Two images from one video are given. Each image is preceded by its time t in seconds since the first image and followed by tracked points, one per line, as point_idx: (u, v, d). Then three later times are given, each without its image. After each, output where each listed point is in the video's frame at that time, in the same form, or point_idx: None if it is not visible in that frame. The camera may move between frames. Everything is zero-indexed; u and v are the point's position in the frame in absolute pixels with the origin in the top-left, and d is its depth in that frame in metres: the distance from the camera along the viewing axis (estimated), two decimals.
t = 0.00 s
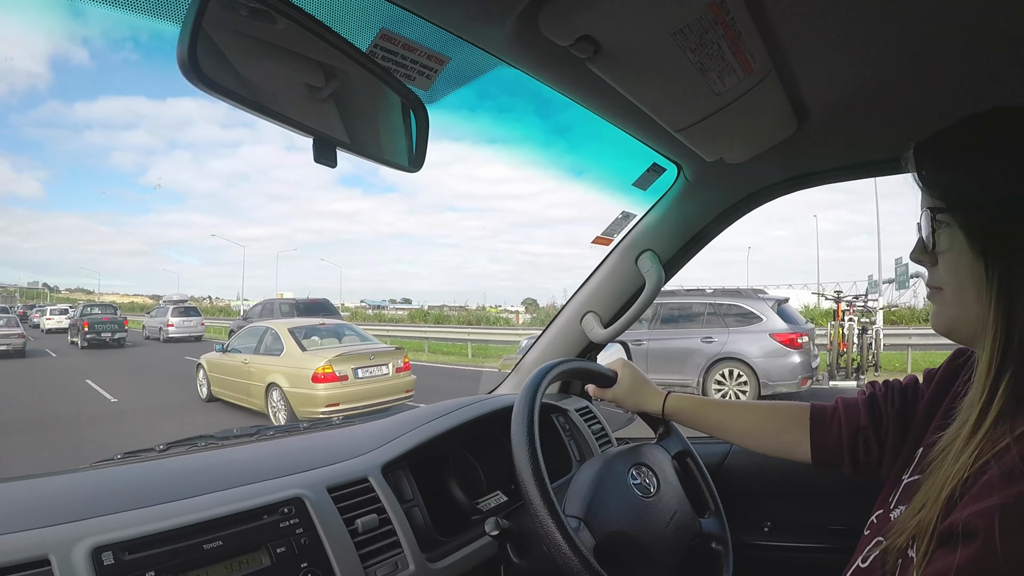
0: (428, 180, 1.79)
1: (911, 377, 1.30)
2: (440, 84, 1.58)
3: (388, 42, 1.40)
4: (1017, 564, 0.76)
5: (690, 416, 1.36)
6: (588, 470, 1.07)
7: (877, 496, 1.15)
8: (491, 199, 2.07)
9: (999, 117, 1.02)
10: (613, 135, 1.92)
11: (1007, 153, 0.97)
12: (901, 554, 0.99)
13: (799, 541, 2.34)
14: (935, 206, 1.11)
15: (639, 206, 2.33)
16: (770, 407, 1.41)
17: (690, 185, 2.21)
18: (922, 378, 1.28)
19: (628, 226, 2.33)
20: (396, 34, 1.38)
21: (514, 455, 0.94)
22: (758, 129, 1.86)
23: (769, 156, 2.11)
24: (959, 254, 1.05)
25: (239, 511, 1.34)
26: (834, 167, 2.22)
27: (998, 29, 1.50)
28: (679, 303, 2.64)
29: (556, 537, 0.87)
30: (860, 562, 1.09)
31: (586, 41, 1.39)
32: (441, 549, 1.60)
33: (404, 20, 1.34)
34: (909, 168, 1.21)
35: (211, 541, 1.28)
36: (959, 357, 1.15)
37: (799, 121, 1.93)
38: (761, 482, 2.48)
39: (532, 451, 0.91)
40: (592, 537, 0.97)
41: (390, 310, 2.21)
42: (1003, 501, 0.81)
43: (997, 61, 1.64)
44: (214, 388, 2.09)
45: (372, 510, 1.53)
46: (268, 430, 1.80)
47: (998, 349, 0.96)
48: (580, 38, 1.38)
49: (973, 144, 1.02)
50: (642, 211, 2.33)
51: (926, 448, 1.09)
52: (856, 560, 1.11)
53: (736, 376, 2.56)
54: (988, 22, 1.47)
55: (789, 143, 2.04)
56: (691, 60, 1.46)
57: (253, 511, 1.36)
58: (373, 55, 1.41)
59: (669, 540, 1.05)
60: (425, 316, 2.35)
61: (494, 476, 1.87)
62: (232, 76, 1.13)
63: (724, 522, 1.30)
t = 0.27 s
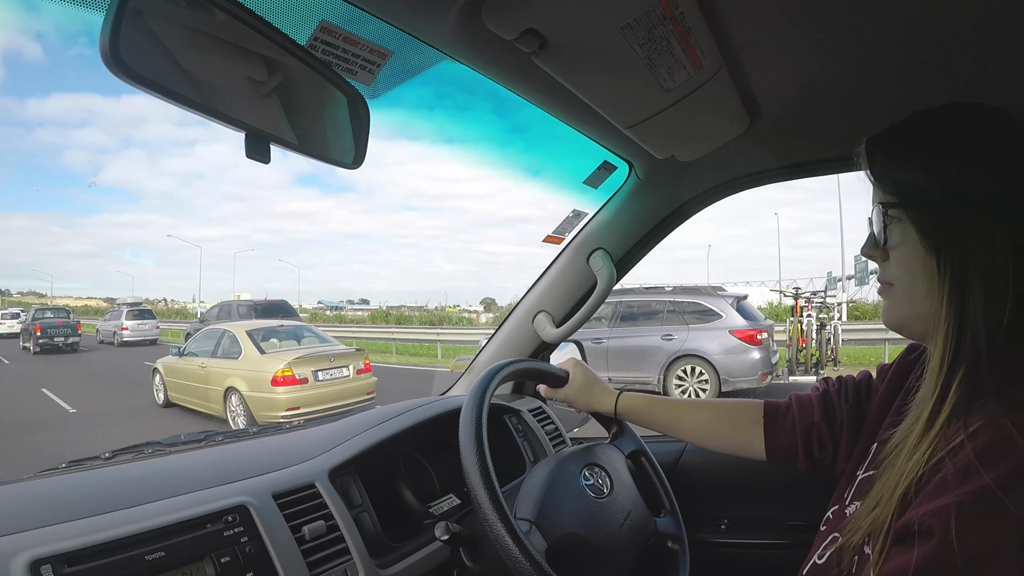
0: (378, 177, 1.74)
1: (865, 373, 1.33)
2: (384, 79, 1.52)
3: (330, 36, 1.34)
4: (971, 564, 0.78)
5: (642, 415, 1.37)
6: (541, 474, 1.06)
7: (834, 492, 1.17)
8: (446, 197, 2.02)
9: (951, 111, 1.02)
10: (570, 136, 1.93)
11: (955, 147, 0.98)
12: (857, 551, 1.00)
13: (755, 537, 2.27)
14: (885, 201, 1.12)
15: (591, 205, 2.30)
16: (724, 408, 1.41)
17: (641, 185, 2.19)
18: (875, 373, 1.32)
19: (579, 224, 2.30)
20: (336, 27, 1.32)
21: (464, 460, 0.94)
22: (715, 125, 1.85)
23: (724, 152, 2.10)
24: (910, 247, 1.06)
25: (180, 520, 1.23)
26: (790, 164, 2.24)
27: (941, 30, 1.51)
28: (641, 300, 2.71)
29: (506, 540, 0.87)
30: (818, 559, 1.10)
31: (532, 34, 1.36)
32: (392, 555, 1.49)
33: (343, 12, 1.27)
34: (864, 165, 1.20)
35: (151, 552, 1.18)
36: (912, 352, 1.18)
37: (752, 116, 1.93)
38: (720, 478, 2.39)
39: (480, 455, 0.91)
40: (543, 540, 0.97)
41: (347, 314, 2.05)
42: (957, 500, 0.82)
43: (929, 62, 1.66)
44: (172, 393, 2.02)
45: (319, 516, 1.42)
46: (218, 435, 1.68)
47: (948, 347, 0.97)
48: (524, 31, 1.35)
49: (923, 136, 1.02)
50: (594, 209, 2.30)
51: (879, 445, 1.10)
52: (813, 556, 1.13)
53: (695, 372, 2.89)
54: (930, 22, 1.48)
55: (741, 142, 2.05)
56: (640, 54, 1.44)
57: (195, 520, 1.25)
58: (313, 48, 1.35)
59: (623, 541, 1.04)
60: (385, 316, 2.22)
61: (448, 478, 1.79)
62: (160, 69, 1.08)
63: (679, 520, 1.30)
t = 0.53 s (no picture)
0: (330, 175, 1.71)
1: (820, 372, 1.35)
2: (330, 73, 1.46)
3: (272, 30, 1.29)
4: (928, 560, 0.78)
5: (600, 416, 1.38)
6: (495, 476, 1.05)
7: (791, 488, 1.18)
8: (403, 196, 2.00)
9: (903, 107, 1.02)
10: (526, 137, 1.93)
11: (906, 143, 0.99)
12: (814, 548, 1.01)
13: (713, 536, 2.27)
14: (839, 197, 1.12)
15: (544, 203, 2.30)
16: (681, 407, 1.41)
17: (594, 183, 2.20)
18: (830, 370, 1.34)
19: (532, 223, 2.30)
20: (279, 20, 1.27)
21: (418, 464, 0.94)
22: (668, 122, 1.86)
23: (680, 149, 2.11)
24: (862, 242, 1.07)
25: (128, 531, 1.19)
26: (748, 163, 2.25)
27: (887, 28, 1.53)
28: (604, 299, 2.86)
29: (458, 545, 0.88)
30: (777, 556, 1.11)
31: (479, 29, 1.34)
32: (345, 561, 1.44)
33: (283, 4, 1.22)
34: (818, 161, 1.20)
35: (96, 564, 1.13)
36: (866, 348, 1.19)
37: (710, 114, 1.93)
38: (679, 477, 2.39)
39: (431, 457, 0.93)
40: (496, 546, 0.96)
41: (309, 316, 2.00)
42: (912, 496, 0.82)
43: (891, 62, 1.68)
44: (130, 400, 1.81)
45: (270, 523, 1.37)
46: (169, 441, 1.61)
47: (900, 344, 0.98)
48: (473, 27, 1.33)
49: (875, 131, 1.03)
50: (546, 208, 2.30)
51: (836, 442, 1.10)
52: (772, 553, 1.14)
53: (655, 371, 3.01)
54: (876, 20, 1.50)
55: (696, 140, 2.07)
56: (591, 50, 1.43)
57: (143, 530, 1.20)
58: (255, 43, 1.29)
59: (579, 542, 1.05)
60: (348, 319, 2.11)
61: (402, 481, 1.74)
62: (89, 62, 1.05)
63: (638, 519, 1.30)
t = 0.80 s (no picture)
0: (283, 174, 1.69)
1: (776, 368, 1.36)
2: (277, 69, 1.40)
3: (217, 23, 1.22)
4: (884, 553, 0.77)
5: (560, 415, 1.38)
6: (450, 479, 1.06)
7: (751, 485, 1.19)
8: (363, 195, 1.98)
9: (859, 103, 1.03)
10: (483, 137, 1.94)
11: (860, 138, 0.99)
12: (772, 545, 1.02)
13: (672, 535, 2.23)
14: (794, 191, 1.13)
15: (500, 202, 2.30)
16: (637, 404, 1.43)
17: (549, 181, 2.21)
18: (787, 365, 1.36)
19: (486, 222, 2.31)
20: (224, 12, 1.21)
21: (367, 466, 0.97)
22: (617, 122, 1.89)
23: (638, 146, 2.12)
24: (816, 237, 1.08)
25: (73, 542, 1.16)
26: (710, 158, 2.27)
27: (839, 24, 1.54)
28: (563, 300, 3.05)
29: (411, 550, 0.90)
30: (737, 554, 1.12)
31: (428, 23, 1.30)
32: (299, 567, 1.41)
33: None
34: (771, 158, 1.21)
35: None
36: (823, 344, 1.21)
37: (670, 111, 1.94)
38: (642, 475, 2.41)
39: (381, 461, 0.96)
40: (451, 548, 0.97)
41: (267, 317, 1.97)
42: (866, 490, 0.81)
43: (847, 59, 1.70)
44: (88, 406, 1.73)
45: (221, 530, 1.34)
46: (120, 447, 1.57)
47: (853, 340, 0.99)
48: (420, 19, 1.29)
49: (830, 125, 1.03)
50: (501, 206, 2.31)
51: (793, 437, 1.11)
52: (732, 550, 1.15)
53: (619, 369, 3.02)
54: (827, 16, 1.51)
55: (656, 137, 2.08)
56: (543, 46, 1.43)
57: (88, 541, 1.17)
58: (198, 35, 1.22)
59: (537, 543, 1.07)
60: (309, 320, 2.09)
61: (358, 485, 1.72)
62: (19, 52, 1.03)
63: (596, 519, 1.32)
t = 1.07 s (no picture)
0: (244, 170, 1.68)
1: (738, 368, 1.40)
2: (238, 61, 1.38)
3: (178, 15, 1.20)
4: (847, 552, 0.78)
5: (520, 415, 1.40)
6: (411, 477, 1.07)
7: (714, 485, 1.22)
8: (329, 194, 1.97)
9: (822, 104, 1.04)
10: (450, 137, 1.94)
11: (821, 137, 1.00)
12: (734, 544, 1.03)
13: (634, 535, 2.24)
14: (755, 190, 1.13)
15: (462, 201, 2.30)
16: (602, 405, 1.45)
17: (513, 180, 2.22)
18: (748, 367, 1.39)
19: (449, 220, 2.31)
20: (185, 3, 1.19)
21: (327, 466, 0.97)
22: (585, 120, 1.90)
23: (605, 145, 2.14)
24: (777, 236, 1.08)
25: (29, 540, 1.14)
26: (679, 158, 2.31)
27: (799, 26, 1.56)
28: (533, 301, 3.14)
29: (372, 549, 0.91)
30: (700, 553, 1.14)
31: (391, 18, 1.29)
32: (261, 566, 1.40)
33: None
34: (735, 160, 1.21)
35: None
36: (782, 344, 1.23)
37: (637, 111, 1.95)
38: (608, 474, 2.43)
39: (341, 459, 0.97)
40: (410, 544, 0.98)
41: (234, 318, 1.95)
42: (830, 489, 0.82)
43: (810, 60, 1.72)
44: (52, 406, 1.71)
45: (180, 530, 1.33)
46: (80, 445, 1.55)
47: (814, 338, 1.00)
48: (382, 15, 1.27)
49: (792, 125, 1.04)
50: (464, 205, 2.31)
51: (755, 436, 1.14)
52: (695, 549, 1.17)
53: (587, 371, 3.18)
54: (789, 18, 1.52)
55: (624, 137, 2.10)
56: (506, 44, 1.42)
57: (44, 539, 1.15)
58: (160, 27, 1.20)
59: (499, 542, 1.10)
60: (277, 320, 2.08)
61: (319, 484, 1.73)
62: None
63: (558, 519, 1.34)
